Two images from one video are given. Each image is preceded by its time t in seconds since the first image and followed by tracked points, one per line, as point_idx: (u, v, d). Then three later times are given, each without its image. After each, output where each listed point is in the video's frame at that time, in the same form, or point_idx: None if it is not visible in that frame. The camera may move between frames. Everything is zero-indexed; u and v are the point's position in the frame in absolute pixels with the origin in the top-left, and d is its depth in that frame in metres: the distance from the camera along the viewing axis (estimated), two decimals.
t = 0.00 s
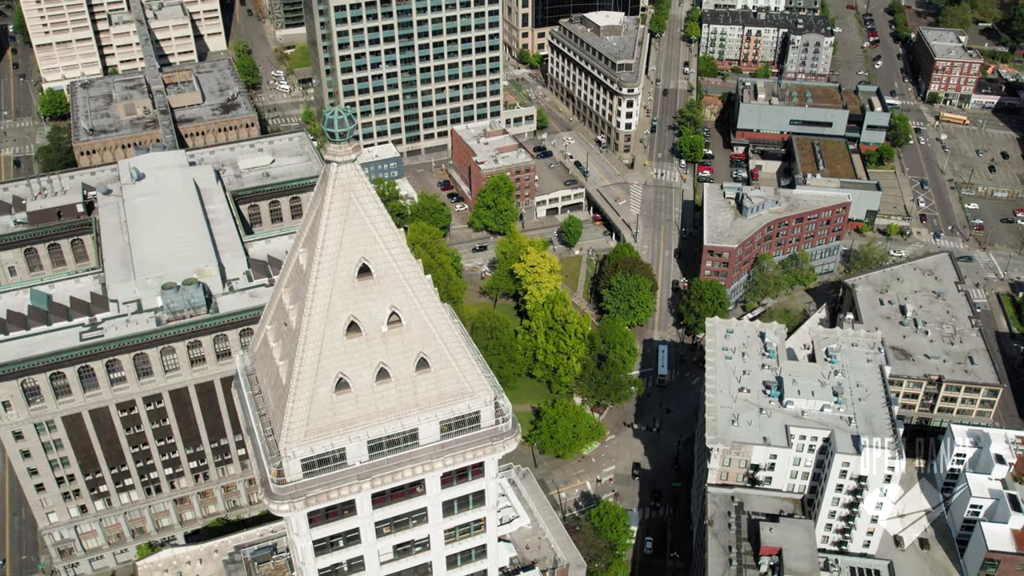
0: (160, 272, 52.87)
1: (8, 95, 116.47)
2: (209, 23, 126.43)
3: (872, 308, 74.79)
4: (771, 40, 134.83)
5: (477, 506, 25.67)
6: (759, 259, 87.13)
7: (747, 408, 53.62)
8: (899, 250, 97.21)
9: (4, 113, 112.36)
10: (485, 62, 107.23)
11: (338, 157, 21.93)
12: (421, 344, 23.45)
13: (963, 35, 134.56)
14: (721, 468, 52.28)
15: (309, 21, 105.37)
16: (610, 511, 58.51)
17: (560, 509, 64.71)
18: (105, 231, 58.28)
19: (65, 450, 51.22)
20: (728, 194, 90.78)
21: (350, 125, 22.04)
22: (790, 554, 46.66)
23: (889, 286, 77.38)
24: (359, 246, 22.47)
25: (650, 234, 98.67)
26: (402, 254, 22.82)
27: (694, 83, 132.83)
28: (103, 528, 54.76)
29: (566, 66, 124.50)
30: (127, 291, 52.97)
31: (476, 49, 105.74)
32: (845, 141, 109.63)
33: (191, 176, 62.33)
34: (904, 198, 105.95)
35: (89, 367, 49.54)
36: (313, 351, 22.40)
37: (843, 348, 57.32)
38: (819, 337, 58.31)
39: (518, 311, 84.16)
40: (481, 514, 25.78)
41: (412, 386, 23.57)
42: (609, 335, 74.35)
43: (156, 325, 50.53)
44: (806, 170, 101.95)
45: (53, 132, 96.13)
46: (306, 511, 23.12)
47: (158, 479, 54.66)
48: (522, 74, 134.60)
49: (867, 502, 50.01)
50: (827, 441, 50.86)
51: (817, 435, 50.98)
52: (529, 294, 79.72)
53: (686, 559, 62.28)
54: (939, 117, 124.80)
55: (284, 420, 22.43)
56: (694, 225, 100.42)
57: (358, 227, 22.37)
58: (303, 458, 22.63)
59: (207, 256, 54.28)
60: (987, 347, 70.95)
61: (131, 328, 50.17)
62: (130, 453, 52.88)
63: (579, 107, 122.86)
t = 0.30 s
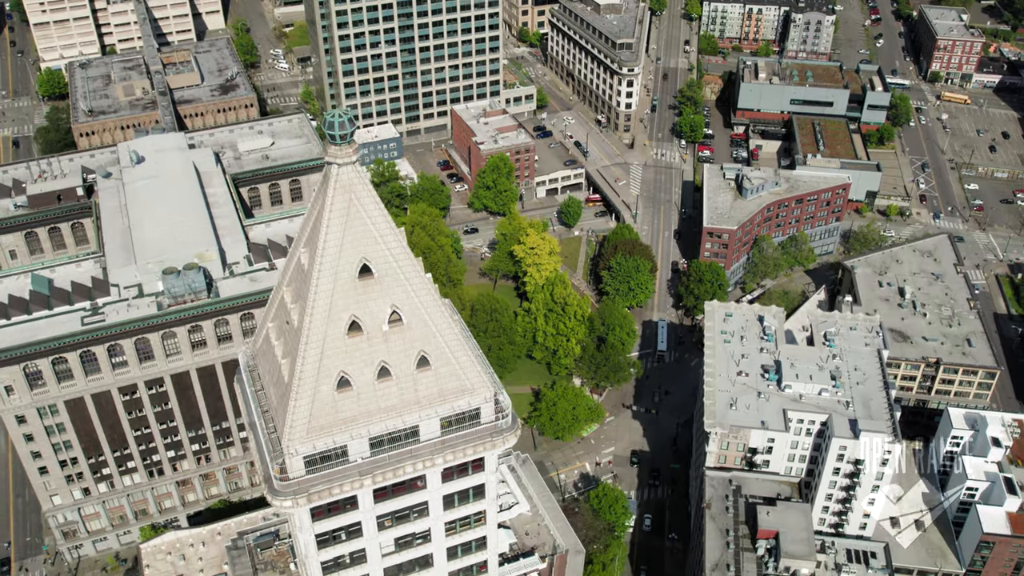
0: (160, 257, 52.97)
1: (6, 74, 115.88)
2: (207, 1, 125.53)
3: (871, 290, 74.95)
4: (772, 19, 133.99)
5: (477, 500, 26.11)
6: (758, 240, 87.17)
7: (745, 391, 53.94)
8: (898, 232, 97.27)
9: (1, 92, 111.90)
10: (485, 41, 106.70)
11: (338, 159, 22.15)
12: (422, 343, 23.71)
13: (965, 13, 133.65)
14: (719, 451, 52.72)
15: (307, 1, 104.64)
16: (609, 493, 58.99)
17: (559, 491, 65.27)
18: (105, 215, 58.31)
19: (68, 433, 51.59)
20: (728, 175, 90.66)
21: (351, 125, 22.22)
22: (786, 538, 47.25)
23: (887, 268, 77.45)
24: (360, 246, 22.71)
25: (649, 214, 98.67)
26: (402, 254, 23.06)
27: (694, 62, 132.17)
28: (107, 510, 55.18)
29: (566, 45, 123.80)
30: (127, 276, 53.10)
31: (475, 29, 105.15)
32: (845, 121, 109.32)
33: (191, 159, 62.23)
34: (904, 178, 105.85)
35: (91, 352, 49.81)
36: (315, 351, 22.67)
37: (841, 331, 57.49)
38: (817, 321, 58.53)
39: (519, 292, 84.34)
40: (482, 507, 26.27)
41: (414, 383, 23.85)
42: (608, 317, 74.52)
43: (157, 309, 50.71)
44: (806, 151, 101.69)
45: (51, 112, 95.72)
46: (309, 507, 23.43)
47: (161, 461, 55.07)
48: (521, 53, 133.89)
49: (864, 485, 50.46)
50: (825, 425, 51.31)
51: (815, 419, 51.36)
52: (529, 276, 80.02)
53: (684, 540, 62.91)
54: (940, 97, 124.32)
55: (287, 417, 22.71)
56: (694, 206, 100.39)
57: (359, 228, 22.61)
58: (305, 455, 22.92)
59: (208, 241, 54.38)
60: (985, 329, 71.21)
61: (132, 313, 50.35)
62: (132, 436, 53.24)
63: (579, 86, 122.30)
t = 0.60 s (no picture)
0: (161, 242, 53.08)
1: (4, 53, 115.20)
2: None
3: (870, 272, 75.06)
4: None
5: (477, 492, 26.81)
6: (758, 221, 87.18)
7: (744, 374, 54.29)
8: (898, 212, 97.25)
9: None
10: (484, 21, 106.12)
11: (340, 162, 22.77)
12: (422, 341, 24.54)
13: None
14: (717, 434, 53.25)
15: None
16: (609, 475, 59.44)
17: (558, 473, 65.84)
18: (105, 198, 58.32)
19: (71, 417, 51.96)
20: (728, 156, 90.48)
21: (352, 129, 22.84)
22: (783, 522, 47.62)
23: (887, 250, 77.48)
24: (361, 246, 23.44)
25: (649, 195, 98.63)
26: (402, 255, 23.81)
27: (694, 41, 131.46)
28: (109, 492, 55.67)
29: (566, 24, 123.07)
30: (128, 260, 53.21)
31: (475, 8, 104.54)
32: (846, 101, 108.95)
33: (190, 142, 62.14)
34: (905, 158, 105.62)
35: (92, 336, 50.06)
36: (317, 350, 23.48)
37: (840, 315, 57.68)
38: (816, 305, 58.74)
39: (518, 273, 84.50)
40: (482, 499, 26.96)
41: (414, 380, 24.68)
42: (608, 298, 74.64)
43: (158, 294, 50.91)
44: (806, 130, 101.38)
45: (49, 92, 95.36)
46: (312, 501, 24.26)
47: (163, 444, 55.47)
48: (521, 32, 133.15)
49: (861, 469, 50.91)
50: (822, 409, 51.67)
51: (812, 403, 51.71)
52: (529, 258, 80.22)
53: (682, 522, 63.50)
54: (941, 76, 123.75)
55: (290, 415, 23.52)
56: (694, 187, 100.32)
57: (361, 229, 23.32)
58: (308, 451, 23.76)
59: (208, 226, 54.46)
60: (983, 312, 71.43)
61: (133, 297, 50.54)
62: (135, 419, 53.62)
63: (579, 65, 121.71)
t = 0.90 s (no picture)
0: (161, 226, 53.15)
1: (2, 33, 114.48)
2: None
3: (869, 254, 75.17)
4: None
5: (478, 485, 27.19)
6: (758, 202, 87.18)
7: (742, 358, 54.63)
8: (898, 192, 97.20)
9: None
10: None
11: (340, 162, 22.89)
12: (423, 338, 24.80)
13: None
14: (716, 418, 53.70)
15: None
16: (607, 457, 59.94)
17: (558, 454, 66.38)
18: (105, 182, 58.33)
19: (74, 400, 52.31)
20: (729, 136, 90.31)
21: (352, 130, 22.93)
22: (780, 505, 48.24)
23: (886, 232, 77.53)
24: (362, 246, 23.63)
25: (649, 175, 98.57)
26: (403, 254, 24.00)
27: (695, 19, 130.73)
28: (112, 474, 56.15)
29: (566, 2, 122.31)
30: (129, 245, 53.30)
31: None
32: (847, 80, 108.58)
33: (190, 125, 62.01)
34: (905, 137, 105.40)
35: (94, 321, 50.30)
36: (319, 348, 23.75)
37: (838, 298, 57.86)
38: (815, 288, 58.90)
39: (518, 254, 84.61)
40: (482, 492, 27.35)
41: (415, 377, 24.96)
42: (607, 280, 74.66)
43: (159, 279, 51.07)
44: (807, 111, 100.91)
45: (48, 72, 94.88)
46: (314, 496, 24.62)
47: (165, 427, 55.85)
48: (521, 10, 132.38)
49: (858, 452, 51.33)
50: (820, 392, 51.92)
51: (810, 386, 51.96)
52: (529, 239, 80.34)
53: (680, 503, 64.02)
54: (942, 55, 123.25)
55: (293, 412, 23.85)
56: (694, 167, 100.22)
57: (362, 228, 23.50)
58: (310, 447, 24.09)
59: (208, 210, 54.50)
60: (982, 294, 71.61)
61: (135, 282, 50.72)
62: (137, 402, 53.98)
63: (579, 44, 121.10)
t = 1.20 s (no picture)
0: (161, 211, 53.22)
1: None
2: None
3: (868, 236, 75.27)
4: None
5: (478, 477, 27.53)
6: (757, 183, 87.15)
7: (741, 342, 54.91)
8: (898, 172, 97.12)
9: None
10: None
11: (340, 162, 23.16)
12: (423, 335, 25.11)
13: None
14: (715, 401, 54.06)
15: None
16: (606, 439, 60.41)
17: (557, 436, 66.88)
18: (105, 165, 58.34)
19: (76, 384, 52.65)
20: (729, 117, 90.08)
21: (353, 130, 23.20)
22: (777, 488, 48.57)
23: (885, 213, 77.57)
24: (363, 244, 23.94)
25: (649, 155, 98.41)
26: (403, 252, 24.32)
27: None
28: (115, 456, 56.63)
29: None
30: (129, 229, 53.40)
31: None
32: (847, 60, 108.13)
33: (189, 107, 61.89)
34: (906, 117, 105.05)
35: (95, 305, 50.55)
36: (321, 345, 24.06)
37: (838, 282, 58.03)
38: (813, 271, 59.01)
39: (518, 236, 84.69)
40: (482, 484, 27.70)
41: (415, 373, 25.29)
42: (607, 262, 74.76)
43: (160, 263, 51.24)
44: (808, 91, 100.19)
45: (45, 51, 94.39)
46: (317, 490, 24.97)
47: (167, 410, 56.23)
48: None
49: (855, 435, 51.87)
50: (818, 375, 52.38)
51: (808, 369, 52.35)
52: (528, 221, 80.42)
53: (678, 484, 64.50)
54: (944, 34, 122.62)
55: (295, 408, 24.15)
56: (694, 147, 100.05)
57: (363, 228, 23.80)
58: (312, 443, 24.40)
59: (208, 194, 54.54)
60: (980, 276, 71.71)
61: (136, 266, 50.90)
62: (139, 385, 54.33)
63: (579, 22, 120.42)
